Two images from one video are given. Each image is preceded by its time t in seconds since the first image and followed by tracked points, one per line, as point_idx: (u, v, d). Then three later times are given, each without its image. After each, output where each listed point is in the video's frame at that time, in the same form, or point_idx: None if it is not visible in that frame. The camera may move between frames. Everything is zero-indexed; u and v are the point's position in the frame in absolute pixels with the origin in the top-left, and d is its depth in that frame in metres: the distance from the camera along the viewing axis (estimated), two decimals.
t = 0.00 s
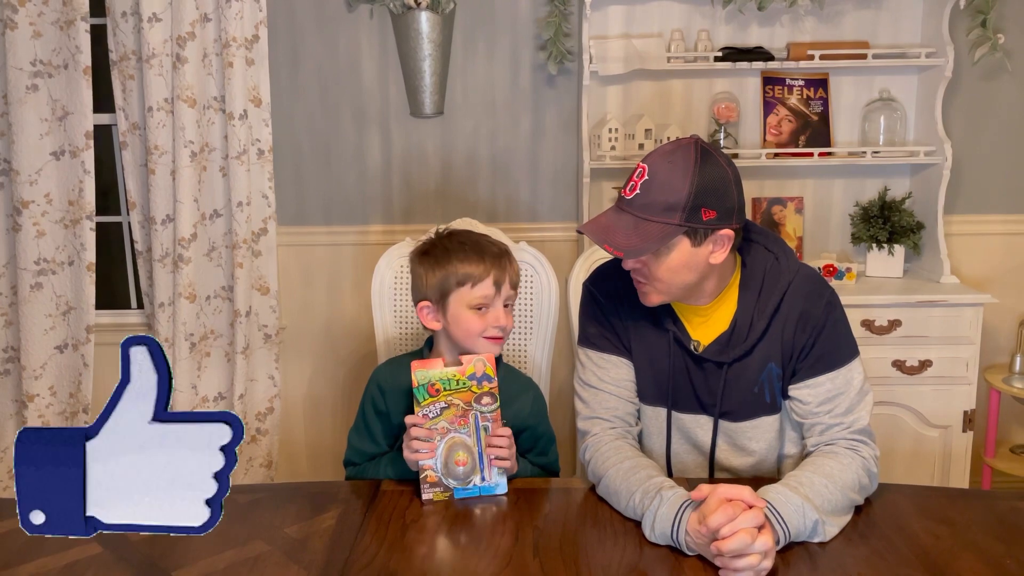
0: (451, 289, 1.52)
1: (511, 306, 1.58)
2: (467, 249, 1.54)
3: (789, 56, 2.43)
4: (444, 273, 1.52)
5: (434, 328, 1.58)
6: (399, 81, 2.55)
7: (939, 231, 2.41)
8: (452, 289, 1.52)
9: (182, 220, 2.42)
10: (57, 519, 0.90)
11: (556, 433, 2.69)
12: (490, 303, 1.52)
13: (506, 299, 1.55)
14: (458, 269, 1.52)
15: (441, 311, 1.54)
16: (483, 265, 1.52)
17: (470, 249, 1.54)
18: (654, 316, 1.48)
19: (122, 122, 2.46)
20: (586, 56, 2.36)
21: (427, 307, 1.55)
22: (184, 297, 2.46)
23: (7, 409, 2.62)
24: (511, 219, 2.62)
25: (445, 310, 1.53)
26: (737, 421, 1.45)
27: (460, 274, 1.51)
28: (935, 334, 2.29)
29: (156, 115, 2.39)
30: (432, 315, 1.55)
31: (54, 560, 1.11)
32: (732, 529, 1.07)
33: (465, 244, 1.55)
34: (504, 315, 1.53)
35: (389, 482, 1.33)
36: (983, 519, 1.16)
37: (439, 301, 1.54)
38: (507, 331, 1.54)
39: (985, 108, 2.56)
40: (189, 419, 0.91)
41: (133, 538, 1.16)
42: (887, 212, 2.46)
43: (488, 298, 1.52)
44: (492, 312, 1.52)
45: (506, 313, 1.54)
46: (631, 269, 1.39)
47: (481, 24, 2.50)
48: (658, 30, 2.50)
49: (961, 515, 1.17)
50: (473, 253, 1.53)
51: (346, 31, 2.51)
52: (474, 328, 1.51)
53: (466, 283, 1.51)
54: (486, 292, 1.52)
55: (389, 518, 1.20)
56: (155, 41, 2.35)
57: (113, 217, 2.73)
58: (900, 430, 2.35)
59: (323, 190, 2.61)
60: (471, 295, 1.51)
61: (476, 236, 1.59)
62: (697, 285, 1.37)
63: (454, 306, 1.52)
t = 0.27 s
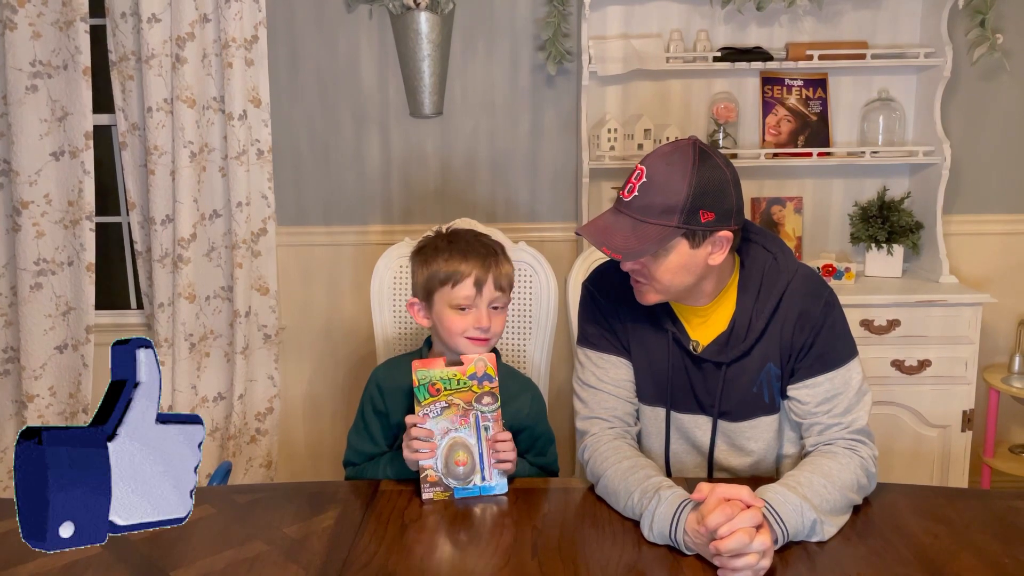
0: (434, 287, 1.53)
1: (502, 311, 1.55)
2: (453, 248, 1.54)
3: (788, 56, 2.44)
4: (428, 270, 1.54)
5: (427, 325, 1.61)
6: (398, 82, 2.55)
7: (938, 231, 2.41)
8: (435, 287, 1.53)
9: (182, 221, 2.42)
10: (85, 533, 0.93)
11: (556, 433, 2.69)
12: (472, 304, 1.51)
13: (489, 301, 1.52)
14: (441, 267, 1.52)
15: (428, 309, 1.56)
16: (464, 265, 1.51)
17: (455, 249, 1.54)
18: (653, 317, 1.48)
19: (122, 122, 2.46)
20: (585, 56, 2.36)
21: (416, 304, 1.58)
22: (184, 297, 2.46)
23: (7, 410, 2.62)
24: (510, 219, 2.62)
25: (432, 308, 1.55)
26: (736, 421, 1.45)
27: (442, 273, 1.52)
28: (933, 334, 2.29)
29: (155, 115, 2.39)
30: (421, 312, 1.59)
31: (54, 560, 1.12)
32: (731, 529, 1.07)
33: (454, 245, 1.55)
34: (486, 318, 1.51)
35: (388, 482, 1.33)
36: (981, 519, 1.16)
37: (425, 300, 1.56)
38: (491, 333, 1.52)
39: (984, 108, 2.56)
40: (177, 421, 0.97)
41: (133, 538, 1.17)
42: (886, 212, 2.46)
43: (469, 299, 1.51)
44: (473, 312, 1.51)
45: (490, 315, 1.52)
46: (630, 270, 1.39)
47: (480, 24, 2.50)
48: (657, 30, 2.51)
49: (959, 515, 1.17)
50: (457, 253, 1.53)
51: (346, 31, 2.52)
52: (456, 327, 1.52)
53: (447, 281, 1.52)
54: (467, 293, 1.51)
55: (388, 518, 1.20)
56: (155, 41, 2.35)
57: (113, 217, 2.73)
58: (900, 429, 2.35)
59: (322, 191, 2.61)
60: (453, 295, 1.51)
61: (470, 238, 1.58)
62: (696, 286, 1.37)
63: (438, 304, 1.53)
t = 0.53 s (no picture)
0: (420, 290, 1.53)
1: (484, 326, 1.54)
2: (444, 262, 1.52)
3: (788, 56, 2.44)
4: (417, 278, 1.53)
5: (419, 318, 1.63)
6: (399, 82, 2.55)
7: (938, 231, 2.41)
8: (421, 291, 1.53)
9: (182, 220, 2.42)
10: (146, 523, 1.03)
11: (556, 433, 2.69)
12: (450, 321, 1.52)
13: (470, 322, 1.52)
14: (429, 278, 1.51)
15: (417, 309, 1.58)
16: (451, 283, 1.50)
17: (443, 256, 1.53)
18: (654, 318, 1.48)
19: (122, 122, 2.46)
20: (586, 55, 2.36)
21: (407, 300, 1.61)
22: (184, 297, 2.46)
23: (7, 410, 2.62)
24: (510, 219, 2.62)
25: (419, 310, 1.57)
26: (736, 421, 1.45)
27: (427, 278, 1.51)
28: (933, 334, 2.29)
29: (155, 115, 2.39)
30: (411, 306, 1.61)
31: (54, 560, 1.12)
32: (731, 529, 1.07)
33: (446, 257, 1.53)
34: (463, 336, 1.52)
35: (389, 482, 1.33)
36: (981, 519, 1.16)
37: (413, 300, 1.57)
38: (468, 348, 1.52)
39: (984, 108, 2.56)
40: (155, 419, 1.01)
41: (132, 538, 1.17)
42: (886, 212, 2.46)
43: (448, 316, 1.51)
44: (451, 328, 1.52)
45: (467, 334, 1.52)
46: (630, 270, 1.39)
47: (480, 24, 2.50)
48: (657, 30, 2.51)
49: (959, 515, 1.17)
50: (445, 260, 1.52)
51: (346, 31, 2.52)
52: (435, 338, 1.53)
53: (431, 288, 1.51)
54: (447, 310, 1.51)
55: (389, 516, 1.20)
56: (155, 41, 2.35)
57: (113, 217, 2.73)
58: (900, 429, 2.35)
59: (322, 191, 2.61)
60: (436, 303, 1.51)
61: (464, 252, 1.55)
62: (696, 286, 1.37)
63: (424, 308, 1.54)
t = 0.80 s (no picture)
0: (422, 293, 1.53)
1: (486, 330, 1.55)
2: (446, 267, 1.52)
3: (789, 55, 2.43)
4: (419, 282, 1.53)
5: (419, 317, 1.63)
6: (399, 81, 2.55)
7: (938, 231, 2.41)
8: (423, 294, 1.53)
9: (183, 220, 2.43)
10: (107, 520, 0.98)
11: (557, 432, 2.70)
12: (452, 325, 1.52)
13: (473, 325, 1.53)
14: (432, 282, 1.51)
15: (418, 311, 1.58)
16: (453, 288, 1.50)
17: (445, 258, 1.53)
18: (655, 317, 1.48)
19: (123, 121, 2.46)
20: (587, 55, 2.36)
21: (408, 301, 1.61)
22: (185, 296, 2.46)
23: (8, 409, 2.62)
24: (510, 218, 2.62)
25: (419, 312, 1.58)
26: (737, 420, 1.46)
27: (429, 282, 1.52)
28: (934, 334, 2.29)
29: (156, 114, 2.39)
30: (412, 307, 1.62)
31: (55, 559, 1.12)
32: (732, 528, 1.07)
33: (447, 262, 1.53)
34: (465, 339, 1.52)
35: (390, 480, 1.34)
36: (981, 518, 1.16)
37: (415, 302, 1.57)
38: (471, 349, 1.53)
39: (985, 107, 2.56)
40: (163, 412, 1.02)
41: (133, 537, 1.17)
42: (887, 211, 2.46)
43: (450, 320, 1.52)
44: (454, 331, 1.52)
45: (469, 338, 1.52)
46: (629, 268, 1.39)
47: (481, 24, 2.50)
48: (658, 29, 2.51)
49: (960, 514, 1.17)
50: (447, 263, 1.52)
51: (346, 31, 2.52)
52: (438, 340, 1.54)
53: (433, 291, 1.51)
54: (449, 315, 1.51)
55: (390, 515, 1.21)
56: (156, 40, 2.35)
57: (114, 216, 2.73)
58: (901, 429, 2.35)
59: (323, 190, 2.61)
60: (438, 307, 1.51)
61: (466, 255, 1.55)
62: (695, 285, 1.37)
63: (425, 311, 1.54)
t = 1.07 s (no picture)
0: (425, 292, 1.53)
1: (490, 328, 1.55)
2: (449, 266, 1.51)
3: (791, 54, 2.43)
4: (422, 281, 1.53)
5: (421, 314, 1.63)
6: (400, 80, 2.55)
7: (940, 231, 2.41)
8: (426, 293, 1.53)
9: (183, 218, 2.43)
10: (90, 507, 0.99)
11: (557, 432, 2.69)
12: (456, 324, 1.52)
13: (477, 323, 1.52)
14: (435, 282, 1.51)
15: (421, 309, 1.58)
16: (457, 287, 1.50)
17: (448, 257, 1.53)
18: (656, 316, 1.48)
19: (123, 119, 2.46)
20: (588, 54, 2.36)
21: (412, 300, 1.61)
22: (185, 295, 2.46)
23: (8, 407, 2.61)
24: (511, 217, 2.62)
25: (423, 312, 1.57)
26: (739, 418, 1.46)
27: (433, 280, 1.51)
28: (935, 334, 2.29)
29: (156, 112, 2.39)
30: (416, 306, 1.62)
31: (53, 558, 1.11)
32: (733, 528, 1.07)
33: (450, 261, 1.52)
34: (470, 337, 1.52)
35: (391, 480, 1.34)
36: (983, 518, 1.16)
37: (418, 301, 1.57)
38: (477, 348, 1.53)
39: (986, 107, 2.55)
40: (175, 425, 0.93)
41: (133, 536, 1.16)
42: (888, 211, 2.45)
43: (455, 319, 1.52)
44: (458, 330, 1.52)
45: (474, 336, 1.52)
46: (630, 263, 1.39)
47: (482, 22, 2.50)
48: (659, 28, 2.50)
49: (961, 515, 1.17)
50: (450, 262, 1.52)
51: (347, 30, 2.51)
52: (444, 341, 1.54)
53: (437, 290, 1.51)
54: (454, 313, 1.51)
55: (391, 514, 1.20)
56: (157, 38, 2.35)
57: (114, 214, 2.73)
58: (901, 429, 2.35)
59: (323, 188, 2.61)
60: (442, 305, 1.51)
61: (468, 254, 1.54)
62: (695, 282, 1.37)
63: (429, 310, 1.54)
